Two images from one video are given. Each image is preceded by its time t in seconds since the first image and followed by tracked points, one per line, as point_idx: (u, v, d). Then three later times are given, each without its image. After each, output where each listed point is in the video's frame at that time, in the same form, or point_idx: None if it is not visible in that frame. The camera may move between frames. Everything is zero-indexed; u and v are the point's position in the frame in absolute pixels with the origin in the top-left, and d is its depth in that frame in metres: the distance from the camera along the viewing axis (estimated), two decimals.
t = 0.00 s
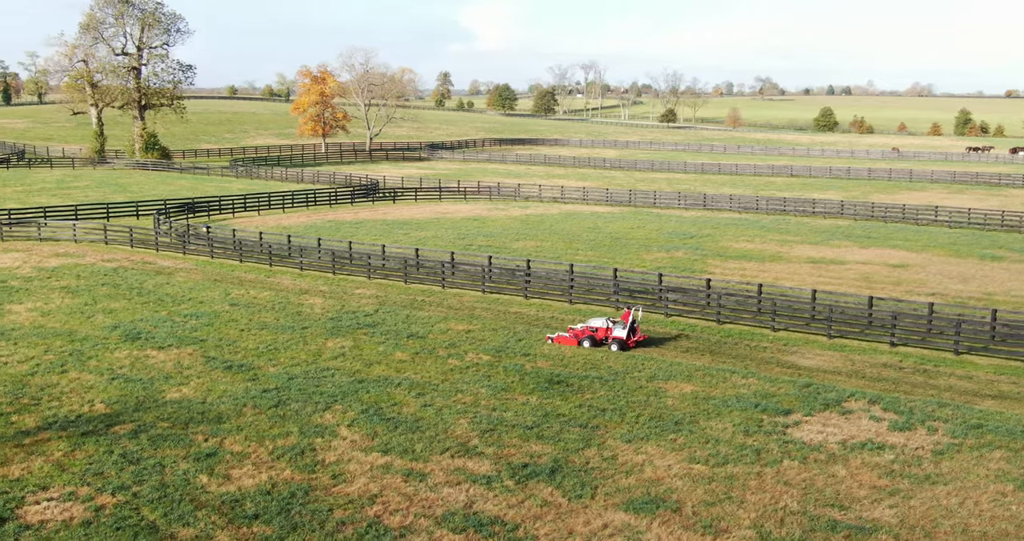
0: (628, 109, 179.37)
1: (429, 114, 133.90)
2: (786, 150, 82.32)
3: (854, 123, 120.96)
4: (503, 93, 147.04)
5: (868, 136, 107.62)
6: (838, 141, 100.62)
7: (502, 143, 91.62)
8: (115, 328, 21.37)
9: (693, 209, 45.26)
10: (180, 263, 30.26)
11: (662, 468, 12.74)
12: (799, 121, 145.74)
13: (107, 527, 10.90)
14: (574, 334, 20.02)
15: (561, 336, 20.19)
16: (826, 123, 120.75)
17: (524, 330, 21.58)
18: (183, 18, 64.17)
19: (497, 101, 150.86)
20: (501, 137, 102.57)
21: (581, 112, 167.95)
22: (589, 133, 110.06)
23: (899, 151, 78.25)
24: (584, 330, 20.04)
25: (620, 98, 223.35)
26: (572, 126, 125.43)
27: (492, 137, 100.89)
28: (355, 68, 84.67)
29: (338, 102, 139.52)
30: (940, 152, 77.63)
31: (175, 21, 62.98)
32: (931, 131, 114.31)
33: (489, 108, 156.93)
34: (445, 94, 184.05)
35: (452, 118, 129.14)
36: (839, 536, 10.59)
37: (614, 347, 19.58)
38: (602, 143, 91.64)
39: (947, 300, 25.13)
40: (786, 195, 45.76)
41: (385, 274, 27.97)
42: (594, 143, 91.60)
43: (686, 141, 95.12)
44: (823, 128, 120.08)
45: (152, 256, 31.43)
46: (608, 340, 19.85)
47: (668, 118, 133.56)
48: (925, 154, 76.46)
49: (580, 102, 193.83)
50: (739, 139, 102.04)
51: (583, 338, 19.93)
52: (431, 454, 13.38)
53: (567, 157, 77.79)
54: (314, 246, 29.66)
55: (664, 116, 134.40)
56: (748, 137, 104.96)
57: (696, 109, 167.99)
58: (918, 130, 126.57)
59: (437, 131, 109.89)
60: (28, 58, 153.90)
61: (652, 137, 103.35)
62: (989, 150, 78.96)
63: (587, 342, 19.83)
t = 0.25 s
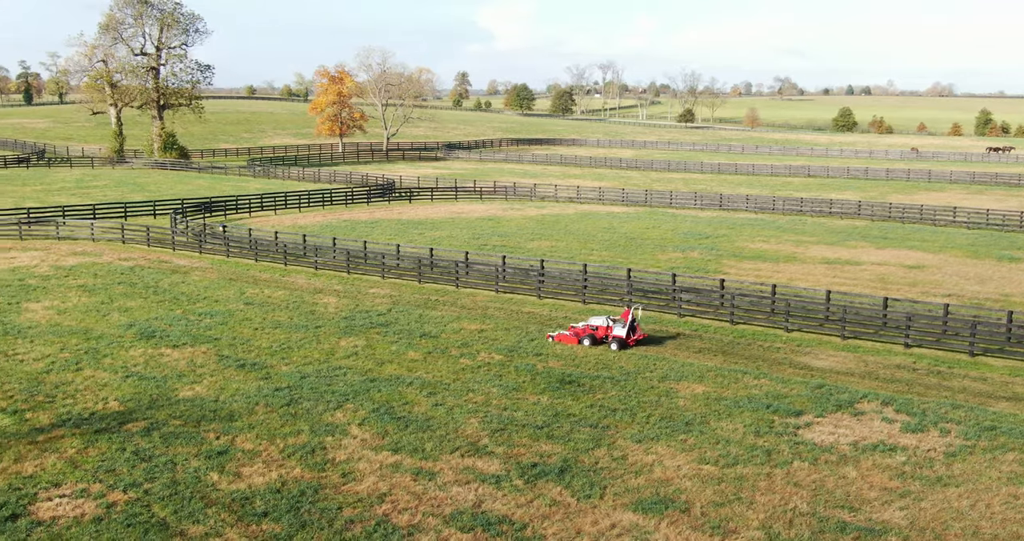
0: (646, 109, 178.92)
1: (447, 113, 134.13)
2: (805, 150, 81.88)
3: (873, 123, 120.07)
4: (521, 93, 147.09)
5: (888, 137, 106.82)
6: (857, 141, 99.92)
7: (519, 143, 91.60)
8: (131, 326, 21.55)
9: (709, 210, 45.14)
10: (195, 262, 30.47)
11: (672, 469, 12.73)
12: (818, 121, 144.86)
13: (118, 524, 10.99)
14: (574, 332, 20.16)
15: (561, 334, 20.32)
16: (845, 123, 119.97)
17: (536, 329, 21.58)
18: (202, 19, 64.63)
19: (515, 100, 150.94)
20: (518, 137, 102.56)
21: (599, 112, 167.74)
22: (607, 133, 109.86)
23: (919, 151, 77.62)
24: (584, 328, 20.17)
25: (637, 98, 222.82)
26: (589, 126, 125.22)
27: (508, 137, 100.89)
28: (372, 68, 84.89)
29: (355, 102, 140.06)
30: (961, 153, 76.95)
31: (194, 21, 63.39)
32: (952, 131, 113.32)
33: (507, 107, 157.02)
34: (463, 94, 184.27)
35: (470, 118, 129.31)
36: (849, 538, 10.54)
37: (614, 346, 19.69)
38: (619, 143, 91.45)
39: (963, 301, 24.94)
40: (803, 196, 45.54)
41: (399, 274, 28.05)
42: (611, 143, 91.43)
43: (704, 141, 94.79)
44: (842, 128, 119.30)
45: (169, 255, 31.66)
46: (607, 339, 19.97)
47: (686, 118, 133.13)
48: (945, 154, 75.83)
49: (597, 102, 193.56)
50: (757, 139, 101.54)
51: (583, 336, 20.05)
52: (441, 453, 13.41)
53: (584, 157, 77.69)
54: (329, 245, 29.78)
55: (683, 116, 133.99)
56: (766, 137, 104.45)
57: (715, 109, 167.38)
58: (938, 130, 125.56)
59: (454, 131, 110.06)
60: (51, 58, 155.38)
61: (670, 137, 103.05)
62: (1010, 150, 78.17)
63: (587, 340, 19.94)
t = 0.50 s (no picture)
0: (664, 109, 178.43)
1: (465, 113, 134.33)
2: (823, 150, 81.45)
3: (893, 123, 119.11)
4: (539, 94, 147.13)
5: (908, 137, 105.99)
6: (876, 141, 99.31)
7: (536, 143, 91.57)
8: (146, 325, 21.71)
9: (725, 210, 45.00)
10: (211, 261, 30.66)
11: (682, 469, 12.70)
12: (837, 121, 143.93)
13: (128, 520, 11.09)
14: (575, 330, 20.36)
15: (563, 332, 20.54)
16: (865, 123, 119.16)
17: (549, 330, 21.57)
18: (220, 19, 64.93)
19: (533, 100, 150.99)
20: (535, 137, 102.51)
21: (617, 112, 167.45)
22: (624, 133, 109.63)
23: (939, 152, 76.96)
24: (585, 327, 20.36)
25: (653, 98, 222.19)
26: (607, 125, 124.98)
27: (525, 137, 100.88)
28: (389, 68, 85.10)
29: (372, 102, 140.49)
30: (981, 153, 76.27)
31: (212, 22, 63.81)
32: (973, 131, 112.32)
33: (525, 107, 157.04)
34: (481, 94, 184.32)
35: (489, 118, 129.37)
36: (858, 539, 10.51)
37: (614, 344, 19.85)
38: (637, 143, 91.27)
39: (979, 302, 24.74)
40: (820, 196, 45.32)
41: (413, 273, 28.12)
42: (629, 143, 91.26)
43: (721, 142, 94.47)
44: (862, 128, 118.50)
45: (185, 254, 31.88)
46: (608, 337, 20.13)
47: (704, 118, 132.60)
48: (965, 155, 75.20)
49: (613, 102, 193.25)
50: (775, 139, 101.04)
51: (584, 334, 20.25)
52: (451, 452, 13.44)
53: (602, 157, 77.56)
54: (343, 245, 29.89)
55: (701, 115, 133.54)
56: (784, 137, 103.91)
57: (733, 109, 166.72)
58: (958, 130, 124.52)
59: (471, 131, 110.19)
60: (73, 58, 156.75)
61: (687, 137, 102.67)
62: None
63: (588, 338, 20.14)
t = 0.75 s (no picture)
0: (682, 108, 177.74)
1: (481, 113, 134.40)
2: (842, 150, 80.92)
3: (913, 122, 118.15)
4: (556, 94, 147.08)
5: (928, 137, 105.09)
6: (896, 142, 98.58)
7: (553, 143, 91.51)
8: (161, 323, 21.88)
9: (741, 210, 44.86)
10: (226, 260, 30.87)
11: (692, 469, 12.68)
12: (856, 121, 143.02)
13: (139, 517, 11.19)
14: (576, 328, 20.46)
15: (564, 330, 20.65)
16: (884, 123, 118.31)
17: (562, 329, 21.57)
18: (238, 20, 65.38)
19: (550, 100, 150.99)
20: (552, 137, 102.43)
21: (635, 112, 166.95)
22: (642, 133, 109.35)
23: (960, 152, 76.26)
24: (586, 325, 20.46)
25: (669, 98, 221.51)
26: (624, 126, 124.71)
27: (540, 137, 100.80)
28: (407, 69, 85.27)
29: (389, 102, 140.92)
30: (1003, 154, 75.50)
31: (230, 21, 64.19)
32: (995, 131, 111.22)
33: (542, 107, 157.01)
34: (499, 93, 184.34)
35: (507, 118, 129.37)
36: None
37: (615, 343, 19.95)
38: (654, 143, 90.99)
39: (996, 304, 24.53)
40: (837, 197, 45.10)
41: (427, 273, 28.19)
42: (646, 143, 91.01)
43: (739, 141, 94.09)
44: (881, 128, 117.64)
45: (201, 253, 32.11)
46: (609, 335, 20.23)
47: (722, 118, 132.03)
48: (986, 155, 74.48)
49: (629, 102, 192.86)
50: (793, 139, 100.51)
51: (585, 332, 20.35)
52: (461, 451, 13.48)
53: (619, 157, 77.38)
54: (358, 244, 29.99)
55: (719, 116, 132.98)
56: (802, 137, 103.29)
57: (752, 108, 165.89)
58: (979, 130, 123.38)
59: (489, 130, 110.25)
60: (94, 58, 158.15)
61: (705, 137, 102.29)
62: None
63: (588, 337, 20.25)
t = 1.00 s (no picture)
0: (700, 108, 177.01)
1: (498, 113, 134.48)
2: (862, 150, 80.37)
3: (933, 122, 117.12)
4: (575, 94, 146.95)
5: (949, 137, 104.18)
6: (916, 142, 97.79)
7: (570, 143, 91.43)
8: (176, 321, 22.06)
9: (758, 210, 44.69)
10: (242, 259, 31.07)
11: (701, 470, 12.66)
12: (876, 121, 142.09)
13: (150, 514, 11.29)
14: (577, 326, 20.61)
15: (565, 328, 20.80)
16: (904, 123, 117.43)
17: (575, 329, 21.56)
18: (256, 20, 65.67)
19: (568, 100, 150.94)
20: (570, 137, 102.30)
21: (654, 112, 166.50)
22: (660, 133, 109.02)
23: (981, 152, 75.56)
24: (588, 323, 20.60)
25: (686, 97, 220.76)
26: (642, 126, 124.41)
27: (556, 137, 100.71)
28: (424, 69, 85.39)
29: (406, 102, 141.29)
30: None
31: (249, 22, 64.65)
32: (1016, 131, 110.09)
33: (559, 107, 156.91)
34: (517, 93, 184.17)
35: (524, 118, 129.38)
36: None
37: (615, 341, 20.10)
38: (671, 143, 90.71)
39: (1014, 305, 24.32)
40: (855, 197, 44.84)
41: (441, 273, 28.25)
42: (664, 143, 90.73)
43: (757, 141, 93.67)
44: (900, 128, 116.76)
45: (217, 252, 32.32)
46: (609, 333, 20.37)
47: (741, 118, 131.41)
48: (1007, 155, 73.76)
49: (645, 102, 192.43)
50: (812, 140, 99.89)
51: (586, 331, 20.51)
52: (471, 450, 13.52)
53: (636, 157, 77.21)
54: (372, 243, 30.10)
55: (738, 116, 132.38)
56: (821, 137, 102.64)
57: (772, 108, 164.99)
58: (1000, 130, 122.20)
59: (507, 130, 110.29)
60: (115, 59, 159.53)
61: (723, 137, 101.87)
62: None
63: (589, 335, 20.41)
